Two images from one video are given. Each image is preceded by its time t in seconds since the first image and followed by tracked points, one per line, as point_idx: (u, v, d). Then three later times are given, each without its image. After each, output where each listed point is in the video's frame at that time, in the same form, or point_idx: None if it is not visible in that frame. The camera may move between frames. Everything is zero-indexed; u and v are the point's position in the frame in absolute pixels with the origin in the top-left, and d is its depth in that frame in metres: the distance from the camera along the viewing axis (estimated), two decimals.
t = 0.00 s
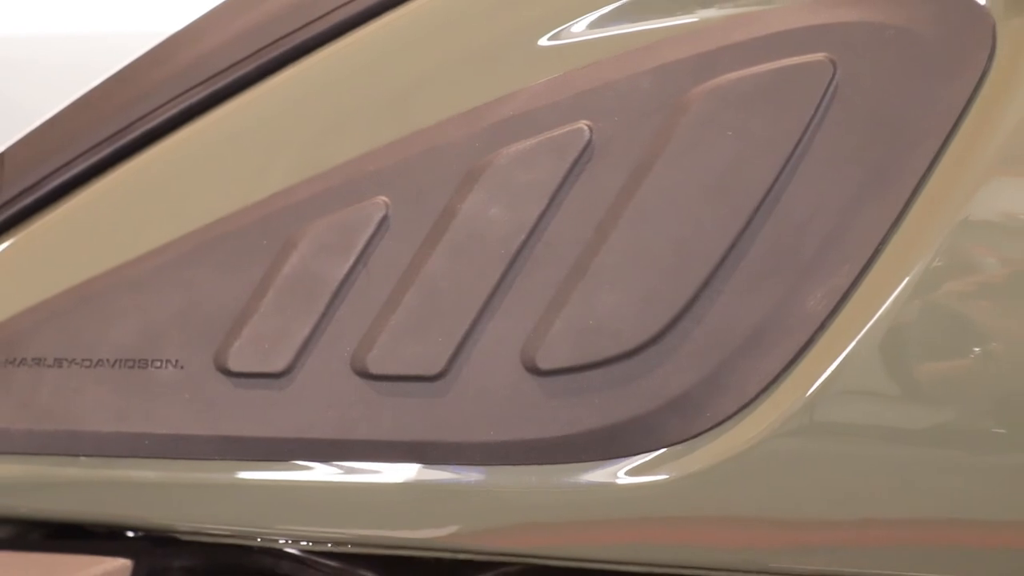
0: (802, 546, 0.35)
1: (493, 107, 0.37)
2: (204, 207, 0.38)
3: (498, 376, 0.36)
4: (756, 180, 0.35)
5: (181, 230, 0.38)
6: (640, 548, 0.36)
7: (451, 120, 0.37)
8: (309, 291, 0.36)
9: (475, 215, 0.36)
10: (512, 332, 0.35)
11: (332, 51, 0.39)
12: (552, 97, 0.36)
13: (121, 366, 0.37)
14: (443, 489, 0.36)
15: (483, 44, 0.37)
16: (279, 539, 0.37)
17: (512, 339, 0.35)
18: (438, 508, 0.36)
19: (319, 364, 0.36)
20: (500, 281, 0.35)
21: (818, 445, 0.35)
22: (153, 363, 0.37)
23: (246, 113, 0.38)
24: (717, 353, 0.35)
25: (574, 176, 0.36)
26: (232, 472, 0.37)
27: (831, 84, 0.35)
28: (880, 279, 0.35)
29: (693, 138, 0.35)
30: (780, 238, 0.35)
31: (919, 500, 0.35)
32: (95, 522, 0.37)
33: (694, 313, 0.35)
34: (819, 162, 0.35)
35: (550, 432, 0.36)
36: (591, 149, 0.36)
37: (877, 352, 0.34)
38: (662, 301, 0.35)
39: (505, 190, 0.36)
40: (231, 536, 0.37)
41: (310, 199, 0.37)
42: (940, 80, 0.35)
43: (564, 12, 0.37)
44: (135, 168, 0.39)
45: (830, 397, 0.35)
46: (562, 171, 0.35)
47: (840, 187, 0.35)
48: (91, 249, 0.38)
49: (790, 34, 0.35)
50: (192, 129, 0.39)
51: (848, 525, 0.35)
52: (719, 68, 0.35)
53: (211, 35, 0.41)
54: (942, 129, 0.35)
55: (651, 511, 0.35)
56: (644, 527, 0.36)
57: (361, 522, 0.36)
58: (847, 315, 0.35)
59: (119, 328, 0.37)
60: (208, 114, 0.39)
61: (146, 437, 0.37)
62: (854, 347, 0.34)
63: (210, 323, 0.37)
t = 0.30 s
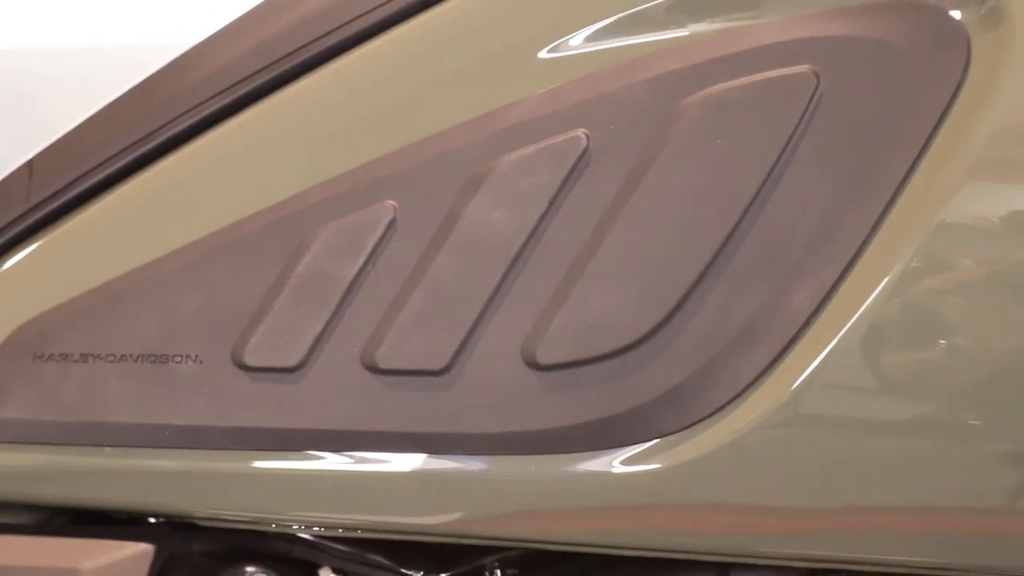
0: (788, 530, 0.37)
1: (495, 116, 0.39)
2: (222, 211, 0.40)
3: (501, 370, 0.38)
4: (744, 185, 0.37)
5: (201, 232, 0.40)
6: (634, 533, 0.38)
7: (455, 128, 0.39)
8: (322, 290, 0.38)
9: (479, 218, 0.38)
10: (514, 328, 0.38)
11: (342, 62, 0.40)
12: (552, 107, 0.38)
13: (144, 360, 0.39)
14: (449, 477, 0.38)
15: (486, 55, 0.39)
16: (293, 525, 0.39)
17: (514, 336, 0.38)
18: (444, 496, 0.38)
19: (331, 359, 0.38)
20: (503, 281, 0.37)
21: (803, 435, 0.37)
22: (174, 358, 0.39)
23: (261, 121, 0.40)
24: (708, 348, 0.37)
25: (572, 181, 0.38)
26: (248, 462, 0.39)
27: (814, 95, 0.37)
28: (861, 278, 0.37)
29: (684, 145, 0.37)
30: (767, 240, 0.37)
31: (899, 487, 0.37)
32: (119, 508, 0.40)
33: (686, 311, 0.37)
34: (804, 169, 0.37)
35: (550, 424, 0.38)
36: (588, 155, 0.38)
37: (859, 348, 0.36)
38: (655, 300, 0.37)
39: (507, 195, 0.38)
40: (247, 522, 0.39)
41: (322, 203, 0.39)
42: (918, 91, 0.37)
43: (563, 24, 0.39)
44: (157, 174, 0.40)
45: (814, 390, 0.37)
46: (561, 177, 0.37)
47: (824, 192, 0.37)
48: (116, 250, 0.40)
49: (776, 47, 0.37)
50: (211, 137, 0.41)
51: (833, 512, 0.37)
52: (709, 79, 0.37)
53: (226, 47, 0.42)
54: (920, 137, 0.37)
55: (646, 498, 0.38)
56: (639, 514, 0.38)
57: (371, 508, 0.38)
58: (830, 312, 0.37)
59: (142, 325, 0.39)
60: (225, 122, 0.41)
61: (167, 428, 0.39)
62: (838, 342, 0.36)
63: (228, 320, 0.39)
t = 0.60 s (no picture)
0: (777, 520, 0.39)
1: (495, 122, 0.40)
2: (233, 213, 0.41)
3: (500, 367, 0.39)
4: (734, 188, 0.38)
5: (212, 234, 0.41)
6: (628, 522, 0.39)
7: (457, 134, 0.40)
8: (330, 290, 0.40)
9: (480, 220, 0.39)
10: (513, 326, 0.39)
11: (347, 69, 0.42)
12: (549, 113, 0.40)
13: (158, 357, 0.40)
14: (451, 468, 0.40)
15: (487, 63, 0.41)
16: (301, 514, 0.41)
17: (514, 333, 0.39)
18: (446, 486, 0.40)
19: (338, 355, 0.40)
20: (504, 280, 0.39)
21: (791, 428, 0.38)
22: (188, 354, 0.40)
23: (270, 127, 0.42)
24: (699, 344, 0.39)
25: (569, 184, 0.39)
26: (259, 454, 0.40)
27: (802, 102, 0.38)
28: (847, 278, 0.38)
29: (677, 151, 0.39)
30: (756, 241, 0.38)
31: (883, 478, 0.38)
32: (134, 499, 0.41)
33: (678, 309, 0.39)
34: (791, 173, 0.38)
35: (548, 418, 0.39)
36: (585, 160, 0.39)
37: (844, 344, 0.38)
38: (648, 299, 0.38)
39: (507, 198, 0.39)
40: (257, 512, 0.41)
41: (329, 206, 0.41)
42: (901, 99, 0.39)
43: (561, 34, 0.40)
44: (171, 178, 0.42)
45: (802, 384, 0.38)
46: (558, 181, 0.39)
47: (811, 195, 0.38)
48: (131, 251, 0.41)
49: (765, 57, 0.39)
50: (223, 142, 0.42)
51: (820, 502, 0.39)
52: (701, 88, 0.39)
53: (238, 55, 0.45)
54: (903, 143, 0.38)
55: (640, 489, 0.39)
56: (633, 504, 0.39)
57: (376, 499, 0.40)
58: (818, 310, 0.38)
59: (156, 323, 0.41)
60: (237, 128, 0.42)
61: (181, 422, 0.40)
62: (824, 339, 0.38)
63: (239, 318, 0.40)
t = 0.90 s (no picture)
0: (766, 510, 0.41)
1: (496, 131, 0.42)
2: (246, 217, 0.43)
3: (501, 363, 0.41)
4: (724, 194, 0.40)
5: (227, 237, 0.43)
6: (623, 511, 0.41)
7: (460, 141, 0.42)
8: (339, 290, 0.42)
9: (483, 224, 0.41)
10: (514, 324, 0.41)
11: (355, 80, 0.44)
12: (548, 122, 0.42)
13: (176, 354, 0.42)
14: (454, 460, 0.42)
15: (488, 74, 0.43)
16: (312, 504, 0.43)
17: (514, 331, 0.41)
18: (449, 477, 0.42)
19: (346, 353, 0.42)
20: (504, 281, 0.41)
21: (778, 421, 0.40)
22: (204, 351, 0.42)
23: (282, 135, 0.44)
24: (691, 342, 0.41)
25: (567, 190, 0.41)
26: (271, 446, 0.42)
27: (789, 112, 0.40)
28: (831, 279, 0.40)
29: (669, 158, 0.41)
30: (745, 244, 0.40)
31: (866, 470, 0.40)
32: (152, 489, 0.43)
33: (670, 308, 0.41)
34: (779, 179, 0.40)
35: (547, 412, 0.41)
36: (582, 167, 0.41)
37: (829, 342, 0.40)
38: (642, 299, 0.40)
39: (508, 203, 0.41)
40: (270, 502, 0.43)
41: (338, 210, 0.42)
42: (882, 109, 0.40)
43: (559, 46, 0.42)
44: (187, 183, 0.44)
45: (788, 380, 0.40)
46: (556, 186, 0.41)
47: (797, 200, 0.40)
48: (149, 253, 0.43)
49: (754, 69, 0.41)
50: (237, 149, 0.44)
51: (806, 492, 0.40)
52: (692, 98, 0.41)
53: (251, 68, 0.46)
54: (884, 152, 0.40)
55: (634, 479, 0.41)
56: (627, 494, 0.41)
57: (383, 489, 0.42)
58: (804, 310, 0.40)
59: (173, 322, 0.43)
60: (250, 136, 0.44)
61: (198, 416, 0.42)
62: (810, 337, 0.40)
63: (252, 317, 0.42)
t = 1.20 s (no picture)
0: (754, 501, 0.43)
1: (497, 139, 0.44)
2: (257, 221, 0.45)
3: (501, 361, 0.43)
4: (715, 200, 0.42)
5: (239, 240, 0.45)
6: (618, 501, 0.43)
7: (462, 149, 0.44)
8: (346, 291, 0.44)
9: (484, 228, 0.43)
10: (514, 324, 0.43)
11: (362, 89, 0.45)
12: (547, 130, 0.44)
13: (190, 352, 0.44)
14: (457, 453, 0.44)
15: (489, 84, 0.44)
16: (321, 495, 0.45)
17: (514, 330, 0.43)
18: (452, 470, 0.44)
19: (353, 352, 0.44)
20: (505, 282, 0.43)
21: (767, 417, 0.42)
22: (218, 349, 0.44)
23: (291, 142, 0.45)
24: (683, 341, 0.43)
25: (565, 195, 0.43)
26: (281, 440, 0.44)
27: (777, 121, 0.42)
28: (817, 281, 0.42)
29: (662, 165, 0.42)
30: (735, 247, 0.42)
31: (850, 463, 0.42)
32: (169, 482, 0.45)
33: (664, 308, 0.42)
34: (767, 185, 0.42)
35: (545, 407, 0.43)
36: (579, 173, 0.43)
37: (815, 341, 0.42)
38: (637, 299, 0.42)
39: (508, 208, 0.43)
40: (281, 493, 0.45)
41: (346, 215, 0.44)
42: (866, 118, 0.42)
43: (557, 57, 0.44)
44: (201, 188, 0.46)
45: (776, 377, 0.42)
46: (555, 192, 0.43)
47: (785, 205, 0.42)
48: (164, 255, 0.45)
49: (743, 79, 0.43)
50: (248, 156, 0.46)
51: (793, 484, 0.42)
52: (684, 107, 0.43)
53: (263, 78, 0.49)
54: (868, 158, 0.42)
55: (628, 471, 0.43)
56: (621, 486, 0.43)
57: (389, 481, 0.44)
58: (792, 310, 0.42)
59: (188, 321, 0.44)
60: (261, 143, 0.46)
61: (212, 411, 0.44)
62: (797, 336, 0.42)
63: (264, 316, 0.44)
